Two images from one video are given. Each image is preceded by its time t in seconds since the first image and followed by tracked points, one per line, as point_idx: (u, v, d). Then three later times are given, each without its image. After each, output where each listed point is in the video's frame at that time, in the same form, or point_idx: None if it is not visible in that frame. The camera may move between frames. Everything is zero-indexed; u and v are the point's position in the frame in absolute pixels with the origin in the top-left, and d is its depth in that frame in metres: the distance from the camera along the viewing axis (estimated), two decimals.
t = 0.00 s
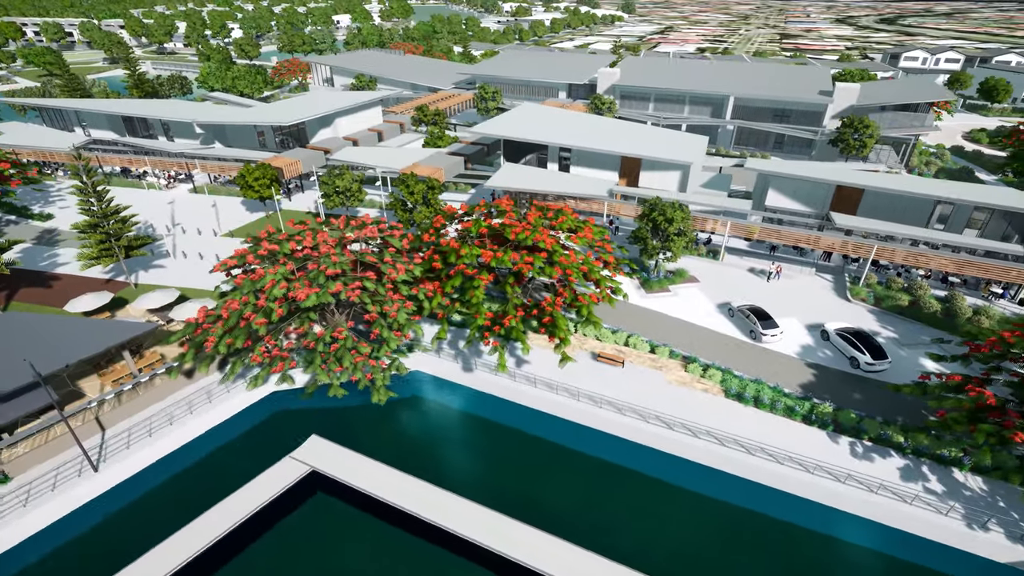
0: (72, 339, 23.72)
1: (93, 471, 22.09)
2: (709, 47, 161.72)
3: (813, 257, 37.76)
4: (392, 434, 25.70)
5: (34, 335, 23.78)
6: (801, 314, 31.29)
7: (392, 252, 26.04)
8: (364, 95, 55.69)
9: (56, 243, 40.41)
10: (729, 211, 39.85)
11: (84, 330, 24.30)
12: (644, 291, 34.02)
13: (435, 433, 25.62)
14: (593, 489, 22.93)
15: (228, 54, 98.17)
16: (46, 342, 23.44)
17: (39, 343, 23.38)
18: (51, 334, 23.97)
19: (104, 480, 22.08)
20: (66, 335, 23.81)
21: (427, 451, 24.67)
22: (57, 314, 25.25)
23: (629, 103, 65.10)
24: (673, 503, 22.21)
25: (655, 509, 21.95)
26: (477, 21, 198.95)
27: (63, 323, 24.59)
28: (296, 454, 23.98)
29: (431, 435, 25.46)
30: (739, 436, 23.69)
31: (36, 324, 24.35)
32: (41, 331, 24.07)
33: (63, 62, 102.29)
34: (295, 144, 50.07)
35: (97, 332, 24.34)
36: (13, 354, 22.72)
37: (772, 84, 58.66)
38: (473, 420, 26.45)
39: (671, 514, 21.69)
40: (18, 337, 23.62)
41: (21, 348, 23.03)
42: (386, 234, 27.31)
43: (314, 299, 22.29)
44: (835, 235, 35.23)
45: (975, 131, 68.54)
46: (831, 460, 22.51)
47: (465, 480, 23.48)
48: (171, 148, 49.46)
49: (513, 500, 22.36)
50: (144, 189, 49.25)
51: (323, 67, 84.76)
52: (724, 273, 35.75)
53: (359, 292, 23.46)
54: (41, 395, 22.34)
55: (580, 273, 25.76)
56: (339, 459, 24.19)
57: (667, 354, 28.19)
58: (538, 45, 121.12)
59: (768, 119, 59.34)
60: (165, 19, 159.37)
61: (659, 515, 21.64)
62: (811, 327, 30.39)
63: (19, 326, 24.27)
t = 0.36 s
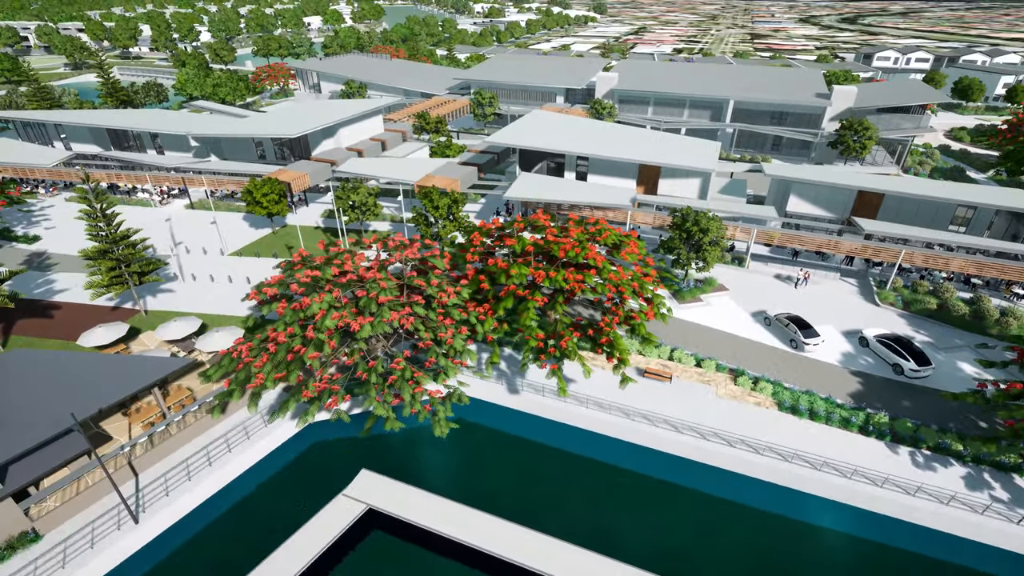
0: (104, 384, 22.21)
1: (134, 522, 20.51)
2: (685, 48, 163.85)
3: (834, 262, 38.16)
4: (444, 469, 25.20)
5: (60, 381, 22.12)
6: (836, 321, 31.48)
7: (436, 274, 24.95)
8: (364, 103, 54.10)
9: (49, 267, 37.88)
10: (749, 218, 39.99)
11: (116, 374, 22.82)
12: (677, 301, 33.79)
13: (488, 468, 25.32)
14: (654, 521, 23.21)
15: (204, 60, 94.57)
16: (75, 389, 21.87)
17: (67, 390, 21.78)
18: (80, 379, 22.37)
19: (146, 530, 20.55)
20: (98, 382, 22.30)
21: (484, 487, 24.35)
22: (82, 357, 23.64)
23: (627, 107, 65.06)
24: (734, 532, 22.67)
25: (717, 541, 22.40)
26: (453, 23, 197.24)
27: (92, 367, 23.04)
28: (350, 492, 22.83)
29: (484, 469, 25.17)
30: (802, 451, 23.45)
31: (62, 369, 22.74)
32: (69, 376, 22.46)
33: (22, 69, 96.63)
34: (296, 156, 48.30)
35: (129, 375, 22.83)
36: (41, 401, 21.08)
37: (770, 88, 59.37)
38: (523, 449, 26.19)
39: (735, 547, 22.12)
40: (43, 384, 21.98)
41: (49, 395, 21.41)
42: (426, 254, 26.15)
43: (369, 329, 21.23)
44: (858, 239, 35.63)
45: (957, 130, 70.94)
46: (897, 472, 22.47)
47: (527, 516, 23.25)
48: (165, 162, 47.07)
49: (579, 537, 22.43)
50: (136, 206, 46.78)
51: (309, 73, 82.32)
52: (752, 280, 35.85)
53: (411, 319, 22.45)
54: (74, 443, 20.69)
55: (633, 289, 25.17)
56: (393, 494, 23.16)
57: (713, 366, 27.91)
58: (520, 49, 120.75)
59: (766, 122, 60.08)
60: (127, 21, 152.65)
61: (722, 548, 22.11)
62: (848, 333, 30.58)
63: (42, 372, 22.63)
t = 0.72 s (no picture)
0: (149, 420, 20.50)
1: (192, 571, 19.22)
2: (662, 49, 165.81)
3: (853, 264, 38.80)
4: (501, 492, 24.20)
5: (100, 420, 20.34)
6: (868, 324, 31.95)
7: (489, 294, 24.30)
8: (367, 112, 52.76)
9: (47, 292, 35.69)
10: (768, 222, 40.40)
11: (160, 409, 21.11)
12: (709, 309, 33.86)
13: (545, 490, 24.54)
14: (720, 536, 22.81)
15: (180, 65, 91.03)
16: (118, 426, 20.09)
17: (109, 427, 20.00)
18: (121, 416, 20.58)
19: None
20: (139, 418, 20.54)
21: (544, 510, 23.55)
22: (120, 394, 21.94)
23: (626, 111, 65.21)
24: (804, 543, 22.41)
25: (787, 553, 22.09)
26: (428, 25, 195.37)
27: (131, 404, 21.29)
28: (414, 525, 21.84)
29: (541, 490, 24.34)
30: (863, 459, 23.51)
31: (99, 408, 21.00)
32: (107, 414, 20.68)
33: None
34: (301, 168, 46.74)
35: (173, 409, 21.10)
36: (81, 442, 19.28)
37: (767, 91, 60.29)
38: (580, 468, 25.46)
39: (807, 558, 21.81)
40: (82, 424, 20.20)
41: (89, 435, 19.58)
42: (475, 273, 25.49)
43: (436, 356, 20.51)
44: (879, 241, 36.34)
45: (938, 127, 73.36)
46: (958, 476, 22.74)
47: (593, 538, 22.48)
48: (162, 177, 44.98)
49: (648, 557, 21.76)
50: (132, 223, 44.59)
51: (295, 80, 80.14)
52: (778, 285, 36.21)
53: (472, 342, 21.73)
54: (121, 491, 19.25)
55: (688, 302, 24.96)
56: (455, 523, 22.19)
57: (760, 376, 27.97)
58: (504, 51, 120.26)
59: (764, 124, 61.00)
60: (88, 25, 146.16)
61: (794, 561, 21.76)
62: (881, 337, 31.07)
63: (77, 412, 20.81)
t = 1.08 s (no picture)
0: (210, 457, 19.56)
1: None
2: (639, 50, 167.67)
3: (869, 264, 39.66)
4: (561, 507, 22.48)
5: (157, 457, 19.21)
6: (895, 324, 32.67)
7: (544, 310, 23.84)
8: (371, 120, 51.65)
9: (51, 318, 33.63)
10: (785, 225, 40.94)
11: (218, 444, 20.16)
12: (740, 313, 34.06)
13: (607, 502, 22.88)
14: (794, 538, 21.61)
15: (156, 72, 87.59)
16: (178, 464, 19.03)
17: (169, 466, 18.94)
18: (179, 453, 19.51)
19: None
20: (199, 455, 19.55)
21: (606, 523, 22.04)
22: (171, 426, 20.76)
23: (624, 114, 65.56)
24: (878, 545, 21.62)
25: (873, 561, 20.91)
26: (404, 27, 193.08)
27: (186, 439, 20.22)
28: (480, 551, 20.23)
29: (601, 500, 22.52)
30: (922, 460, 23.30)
31: (153, 442, 19.80)
32: (163, 450, 19.55)
33: None
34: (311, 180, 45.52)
35: (233, 444, 20.20)
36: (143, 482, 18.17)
37: (764, 93, 61.45)
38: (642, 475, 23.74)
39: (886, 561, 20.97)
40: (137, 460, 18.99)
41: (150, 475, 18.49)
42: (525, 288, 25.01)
43: (510, 378, 20.02)
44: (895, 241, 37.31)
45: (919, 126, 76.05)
46: (1011, 474, 23.14)
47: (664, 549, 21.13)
48: (162, 192, 43.05)
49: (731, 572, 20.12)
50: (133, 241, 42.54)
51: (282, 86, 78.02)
52: (802, 287, 36.75)
53: (540, 360, 21.13)
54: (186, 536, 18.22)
55: (742, 311, 24.98)
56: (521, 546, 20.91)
57: (803, 379, 28.21)
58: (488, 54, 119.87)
59: (761, 126, 62.16)
60: (47, 29, 139.30)
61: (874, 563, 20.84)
62: (910, 336, 31.79)
63: (129, 445, 19.51)
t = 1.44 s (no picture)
0: (280, 486, 18.99)
1: None
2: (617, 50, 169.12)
3: (881, 262, 40.87)
4: (628, 522, 22.26)
5: (227, 494, 18.67)
6: (917, 320, 33.77)
7: (605, 322, 23.79)
8: (377, 128, 50.75)
9: (63, 343, 31.99)
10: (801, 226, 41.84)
11: (287, 471, 19.59)
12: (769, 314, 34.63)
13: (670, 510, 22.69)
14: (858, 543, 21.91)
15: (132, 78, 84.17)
16: (250, 497, 18.48)
17: (240, 499, 18.37)
18: (249, 487, 18.97)
19: None
20: (269, 485, 18.98)
21: (675, 534, 21.84)
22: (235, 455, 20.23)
23: (623, 117, 66.07)
24: (937, 543, 22.14)
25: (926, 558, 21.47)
26: (379, 29, 190.42)
27: (253, 469, 19.64)
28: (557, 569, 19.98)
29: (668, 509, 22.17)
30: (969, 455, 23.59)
31: (220, 475, 19.27)
32: (231, 483, 19.01)
33: None
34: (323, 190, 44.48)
35: (301, 471, 19.61)
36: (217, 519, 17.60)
37: (759, 95, 62.80)
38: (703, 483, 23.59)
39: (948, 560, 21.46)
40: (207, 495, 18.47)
41: (223, 510, 17.92)
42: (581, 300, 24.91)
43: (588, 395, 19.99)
44: (908, 239, 38.60)
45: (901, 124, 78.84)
46: None
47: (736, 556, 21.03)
48: (167, 206, 41.46)
49: None
50: (137, 259, 40.79)
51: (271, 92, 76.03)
52: (822, 286, 37.65)
53: (610, 374, 21.07)
54: None
55: (794, 316, 25.29)
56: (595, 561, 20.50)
57: (843, 379, 28.90)
58: (472, 58, 119.33)
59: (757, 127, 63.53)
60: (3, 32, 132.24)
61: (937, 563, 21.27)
62: (933, 332, 32.91)
63: (196, 480, 19.00)
